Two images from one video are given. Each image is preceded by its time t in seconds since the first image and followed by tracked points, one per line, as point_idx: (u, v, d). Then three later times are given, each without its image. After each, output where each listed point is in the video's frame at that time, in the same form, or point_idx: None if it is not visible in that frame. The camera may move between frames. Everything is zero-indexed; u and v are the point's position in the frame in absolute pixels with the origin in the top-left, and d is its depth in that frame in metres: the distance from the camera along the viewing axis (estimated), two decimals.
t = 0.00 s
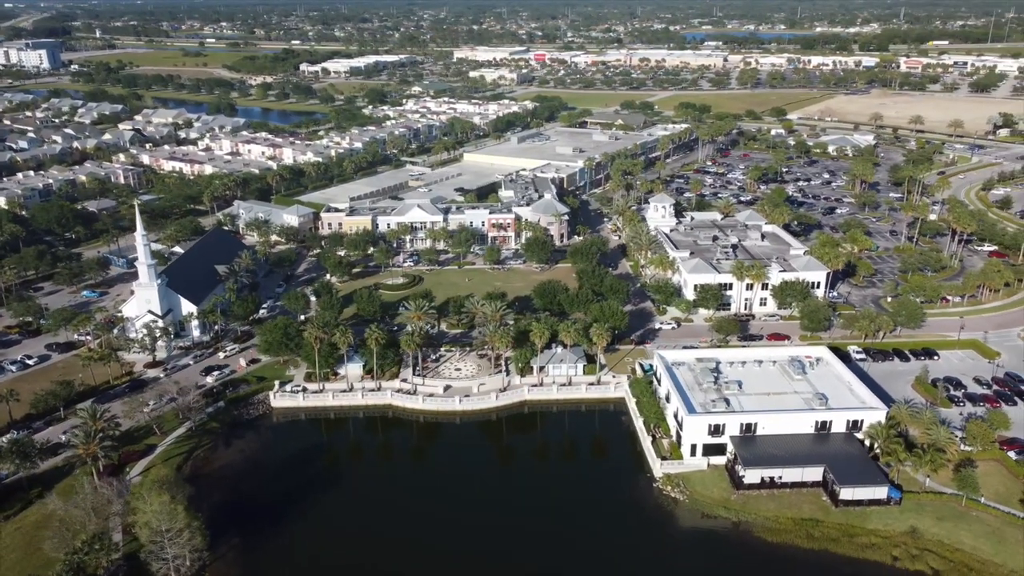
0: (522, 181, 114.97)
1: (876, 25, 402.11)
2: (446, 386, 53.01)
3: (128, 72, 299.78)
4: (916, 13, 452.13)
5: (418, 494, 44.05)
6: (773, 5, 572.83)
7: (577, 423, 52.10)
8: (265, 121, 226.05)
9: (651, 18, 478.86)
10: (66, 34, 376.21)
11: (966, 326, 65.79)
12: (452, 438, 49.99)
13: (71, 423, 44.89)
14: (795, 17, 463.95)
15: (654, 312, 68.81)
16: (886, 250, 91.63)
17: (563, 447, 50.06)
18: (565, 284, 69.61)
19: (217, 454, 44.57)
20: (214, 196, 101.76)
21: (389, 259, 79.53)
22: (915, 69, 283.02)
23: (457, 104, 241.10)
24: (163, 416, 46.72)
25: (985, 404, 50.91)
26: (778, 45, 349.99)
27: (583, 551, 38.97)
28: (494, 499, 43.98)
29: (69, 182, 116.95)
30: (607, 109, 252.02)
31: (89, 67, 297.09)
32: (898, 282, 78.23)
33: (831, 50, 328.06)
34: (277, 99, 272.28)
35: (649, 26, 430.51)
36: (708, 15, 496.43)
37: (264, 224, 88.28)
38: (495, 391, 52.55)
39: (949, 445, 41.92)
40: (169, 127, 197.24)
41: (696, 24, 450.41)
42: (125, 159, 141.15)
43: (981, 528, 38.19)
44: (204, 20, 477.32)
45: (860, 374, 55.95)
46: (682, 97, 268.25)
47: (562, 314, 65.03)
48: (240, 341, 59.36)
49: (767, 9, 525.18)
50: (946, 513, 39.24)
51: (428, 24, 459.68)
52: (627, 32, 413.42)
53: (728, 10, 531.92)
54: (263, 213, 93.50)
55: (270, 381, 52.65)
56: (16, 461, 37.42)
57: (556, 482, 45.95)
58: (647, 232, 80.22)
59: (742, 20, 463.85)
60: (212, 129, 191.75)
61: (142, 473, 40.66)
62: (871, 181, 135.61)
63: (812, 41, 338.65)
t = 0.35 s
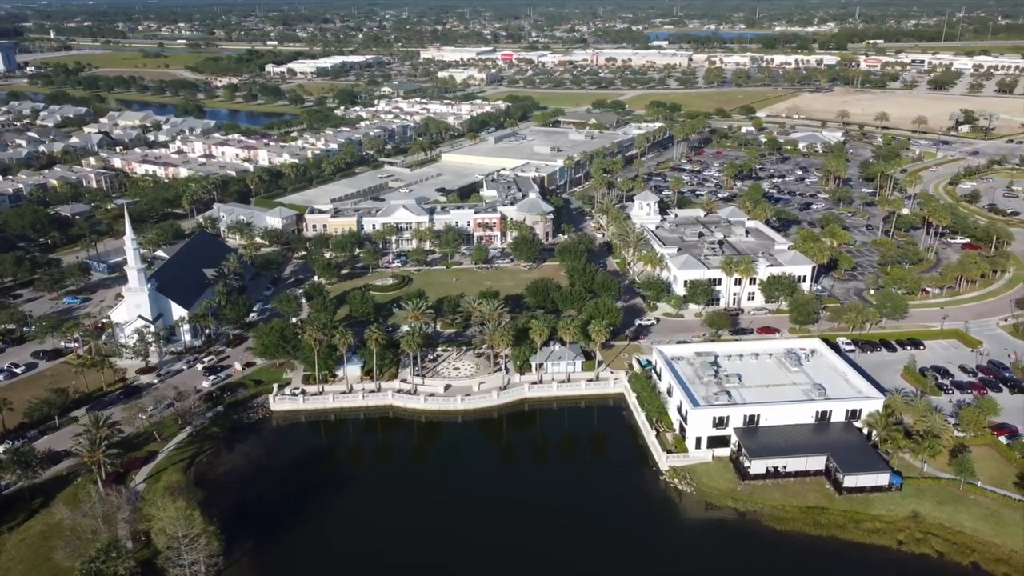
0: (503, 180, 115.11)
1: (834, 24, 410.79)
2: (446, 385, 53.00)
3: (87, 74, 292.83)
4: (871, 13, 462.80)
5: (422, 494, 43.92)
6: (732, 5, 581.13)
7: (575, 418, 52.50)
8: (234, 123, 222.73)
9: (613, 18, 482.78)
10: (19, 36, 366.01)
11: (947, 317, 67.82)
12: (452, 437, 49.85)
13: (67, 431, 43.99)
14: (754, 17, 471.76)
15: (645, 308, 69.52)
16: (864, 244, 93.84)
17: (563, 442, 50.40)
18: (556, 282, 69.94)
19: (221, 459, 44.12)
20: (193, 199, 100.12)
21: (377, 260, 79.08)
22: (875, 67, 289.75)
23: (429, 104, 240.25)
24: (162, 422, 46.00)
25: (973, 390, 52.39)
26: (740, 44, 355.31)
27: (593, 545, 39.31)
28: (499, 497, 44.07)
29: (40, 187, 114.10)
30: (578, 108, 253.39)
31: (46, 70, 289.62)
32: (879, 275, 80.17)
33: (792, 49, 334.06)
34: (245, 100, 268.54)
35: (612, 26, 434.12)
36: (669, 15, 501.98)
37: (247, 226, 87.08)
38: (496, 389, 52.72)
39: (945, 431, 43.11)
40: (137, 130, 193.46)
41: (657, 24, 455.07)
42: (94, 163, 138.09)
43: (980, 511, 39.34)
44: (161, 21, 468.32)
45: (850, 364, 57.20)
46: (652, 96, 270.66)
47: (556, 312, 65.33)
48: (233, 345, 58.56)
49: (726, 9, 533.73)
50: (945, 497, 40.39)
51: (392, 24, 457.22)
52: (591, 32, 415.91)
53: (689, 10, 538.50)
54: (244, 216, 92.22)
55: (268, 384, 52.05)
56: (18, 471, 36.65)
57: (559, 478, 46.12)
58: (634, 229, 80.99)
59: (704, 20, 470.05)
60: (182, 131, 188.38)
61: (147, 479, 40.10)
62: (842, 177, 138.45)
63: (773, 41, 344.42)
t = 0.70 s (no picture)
0: (489, 180, 115.20)
1: (798, 24, 417.89)
2: (451, 384, 53.00)
3: (52, 76, 286.35)
4: (833, 13, 471.05)
5: (429, 493, 43.90)
6: (696, 5, 587.57)
7: (577, 415, 52.84)
8: (208, 125, 219.58)
9: (579, 17, 486.05)
10: None
11: (934, 309, 69.48)
12: (455, 436, 49.93)
13: (71, 438, 43.26)
14: (719, 17, 477.88)
15: (641, 305, 70.10)
16: (848, 240, 95.64)
17: (565, 439, 50.72)
18: (551, 280, 70.22)
19: (228, 463, 43.67)
20: (177, 201, 98.60)
21: (370, 261, 78.68)
22: (841, 66, 295.13)
23: (406, 105, 239.27)
24: (167, 427, 45.41)
25: (965, 380, 53.65)
26: (709, 44, 359.38)
27: (604, 541, 39.68)
28: (506, 495, 44.18)
29: (15, 192, 111.45)
30: (554, 108, 254.26)
31: (9, 72, 282.48)
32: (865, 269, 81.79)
33: (759, 48, 338.62)
34: (217, 102, 264.83)
35: (578, 26, 437.88)
36: (634, 16, 506.18)
37: (235, 229, 86.00)
38: (500, 387, 52.80)
39: (944, 420, 44.13)
40: (109, 132, 189.75)
41: (623, 24, 458.46)
42: (69, 166, 135.24)
43: (983, 496, 40.43)
44: (122, 22, 459.12)
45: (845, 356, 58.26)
46: (627, 95, 272.36)
47: (554, 310, 65.65)
48: (231, 348, 57.89)
49: (690, 9, 541.08)
50: (948, 483, 41.39)
51: (360, 24, 454.42)
52: (561, 32, 417.63)
53: (654, 10, 544.19)
54: (231, 218, 91.00)
55: (270, 386, 51.57)
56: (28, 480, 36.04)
57: (564, 475, 46.39)
58: (625, 227, 81.60)
59: (671, 20, 474.92)
60: (156, 134, 185.25)
61: (158, 484, 39.66)
62: (820, 174, 140.79)
63: (741, 41, 348.88)
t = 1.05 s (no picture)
0: (484, 180, 115.32)
1: (774, 24, 422.38)
2: (462, 383, 53.04)
3: (27, 78, 281.62)
4: (806, 13, 477.00)
5: (443, 493, 43.83)
6: (672, 6, 591.80)
7: (586, 412, 53.10)
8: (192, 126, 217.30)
9: (557, 18, 487.89)
10: None
11: (931, 303, 70.64)
12: (464, 435, 49.92)
13: (84, 442, 42.68)
14: (695, 17, 481.75)
15: (644, 302, 70.62)
16: (841, 236, 96.89)
17: (574, 436, 50.99)
18: (555, 279, 70.45)
19: (245, 465, 43.44)
20: (171, 203, 97.45)
21: (370, 262, 78.38)
22: (817, 66, 298.56)
23: (392, 105, 238.44)
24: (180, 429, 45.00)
25: (967, 372, 54.59)
26: (687, 44, 362.03)
27: (619, 537, 39.96)
28: (520, 494, 44.24)
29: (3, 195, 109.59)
30: (539, 108, 254.77)
31: None
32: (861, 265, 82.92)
33: (736, 48, 341.44)
34: (199, 104, 262.17)
35: (557, 26, 440.06)
36: (610, 16, 508.89)
37: (231, 231, 85.21)
38: (512, 385, 53.03)
39: (953, 411, 44.89)
40: (92, 134, 187.18)
41: (600, 25, 460.27)
42: (55, 169, 133.21)
43: (994, 484, 41.17)
44: (94, 23, 452.39)
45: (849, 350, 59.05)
46: (610, 95, 273.40)
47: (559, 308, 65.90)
48: (237, 350, 57.38)
49: (665, 10, 545.46)
50: (959, 473, 42.08)
51: (339, 25, 452.13)
52: (541, 32, 418.49)
53: (630, 11, 547.55)
54: (227, 219, 90.11)
55: (282, 387, 51.32)
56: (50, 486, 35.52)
57: (576, 473, 46.56)
58: (625, 226, 82.08)
59: (647, 21, 477.87)
60: (140, 135, 183.04)
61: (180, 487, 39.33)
62: (808, 172, 142.22)
63: (718, 41, 351.73)
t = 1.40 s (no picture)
0: (474, 180, 115.36)
1: (744, 24, 427.47)
2: (469, 382, 53.12)
3: None
4: (774, 13, 483.16)
5: (451, 494, 43.88)
6: (643, 6, 595.78)
7: (589, 409, 53.48)
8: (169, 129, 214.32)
9: (531, 19, 489.20)
10: None
11: (921, 297, 72.13)
12: (470, 435, 49.93)
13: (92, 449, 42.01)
14: (666, 17, 485.74)
15: (642, 300, 71.20)
16: (829, 233, 98.49)
17: (579, 434, 51.34)
18: (553, 278, 70.72)
19: (256, 468, 43.29)
20: (158, 205, 96.03)
21: (366, 263, 78.05)
22: (790, 65, 302.62)
23: (373, 106, 237.22)
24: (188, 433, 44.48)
25: (962, 362, 55.70)
26: (660, 44, 364.77)
27: (626, 534, 40.27)
28: (527, 493, 44.36)
29: None
30: (518, 109, 255.17)
31: None
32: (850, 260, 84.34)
33: (709, 49, 344.70)
34: (175, 106, 258.74)
35: (532, 27, 441.42)
36: (582, 17, 511.52)
37: (222, 233, 84.21)
38: (518, 384, 53.20)
39: (954, 401, 45.83)
40: (68, 137, 183.76)
41: (572, 26, 461.81)
42: (34, 172, 130.59)
43: (997, 471, 42.17)
44: (58, 24, 443.87)
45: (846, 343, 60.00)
46: (588, 96, 274.49)
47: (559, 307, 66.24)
48: (239, 353, 56.79)
49: (637, 10, 549.10)
50: (964, 461, 42.99)
51: (311, 26, 448.60)
52: (515, 32, 419.01)
53: (603, 12, 550.56)
54: (217, 222, 88.98)
55: (288, 390, 50.96)
56: (66, 493, 35.04)
57: (583, 472, 46.76)
58: (619, 224, 82.65)
59: (618, 21, 481.25)
60: (118, 138, 180.15)
61: (195, 490, 39.07)
62: (791, 169, 144.03)
63: (690, 41, 354.85)
